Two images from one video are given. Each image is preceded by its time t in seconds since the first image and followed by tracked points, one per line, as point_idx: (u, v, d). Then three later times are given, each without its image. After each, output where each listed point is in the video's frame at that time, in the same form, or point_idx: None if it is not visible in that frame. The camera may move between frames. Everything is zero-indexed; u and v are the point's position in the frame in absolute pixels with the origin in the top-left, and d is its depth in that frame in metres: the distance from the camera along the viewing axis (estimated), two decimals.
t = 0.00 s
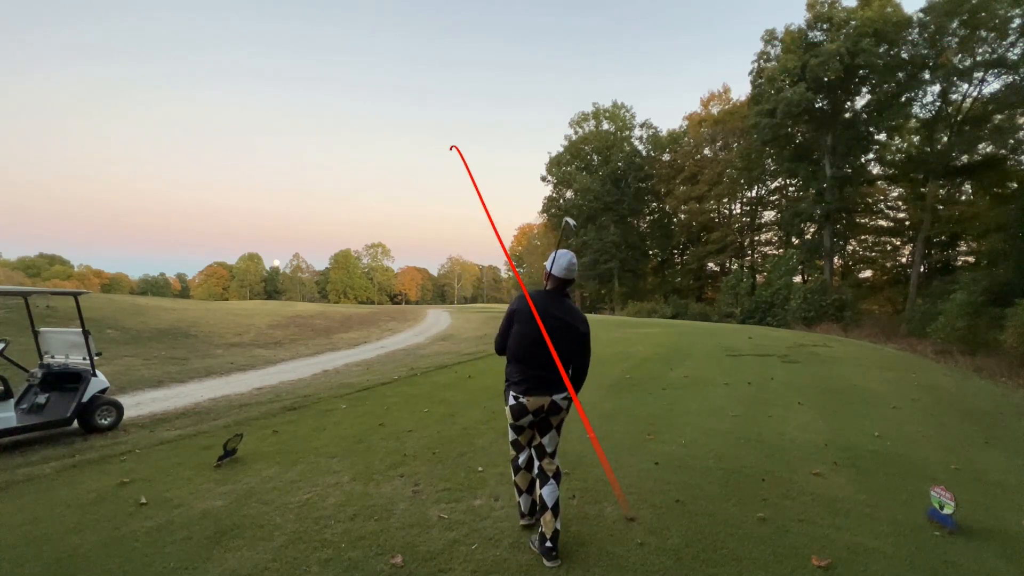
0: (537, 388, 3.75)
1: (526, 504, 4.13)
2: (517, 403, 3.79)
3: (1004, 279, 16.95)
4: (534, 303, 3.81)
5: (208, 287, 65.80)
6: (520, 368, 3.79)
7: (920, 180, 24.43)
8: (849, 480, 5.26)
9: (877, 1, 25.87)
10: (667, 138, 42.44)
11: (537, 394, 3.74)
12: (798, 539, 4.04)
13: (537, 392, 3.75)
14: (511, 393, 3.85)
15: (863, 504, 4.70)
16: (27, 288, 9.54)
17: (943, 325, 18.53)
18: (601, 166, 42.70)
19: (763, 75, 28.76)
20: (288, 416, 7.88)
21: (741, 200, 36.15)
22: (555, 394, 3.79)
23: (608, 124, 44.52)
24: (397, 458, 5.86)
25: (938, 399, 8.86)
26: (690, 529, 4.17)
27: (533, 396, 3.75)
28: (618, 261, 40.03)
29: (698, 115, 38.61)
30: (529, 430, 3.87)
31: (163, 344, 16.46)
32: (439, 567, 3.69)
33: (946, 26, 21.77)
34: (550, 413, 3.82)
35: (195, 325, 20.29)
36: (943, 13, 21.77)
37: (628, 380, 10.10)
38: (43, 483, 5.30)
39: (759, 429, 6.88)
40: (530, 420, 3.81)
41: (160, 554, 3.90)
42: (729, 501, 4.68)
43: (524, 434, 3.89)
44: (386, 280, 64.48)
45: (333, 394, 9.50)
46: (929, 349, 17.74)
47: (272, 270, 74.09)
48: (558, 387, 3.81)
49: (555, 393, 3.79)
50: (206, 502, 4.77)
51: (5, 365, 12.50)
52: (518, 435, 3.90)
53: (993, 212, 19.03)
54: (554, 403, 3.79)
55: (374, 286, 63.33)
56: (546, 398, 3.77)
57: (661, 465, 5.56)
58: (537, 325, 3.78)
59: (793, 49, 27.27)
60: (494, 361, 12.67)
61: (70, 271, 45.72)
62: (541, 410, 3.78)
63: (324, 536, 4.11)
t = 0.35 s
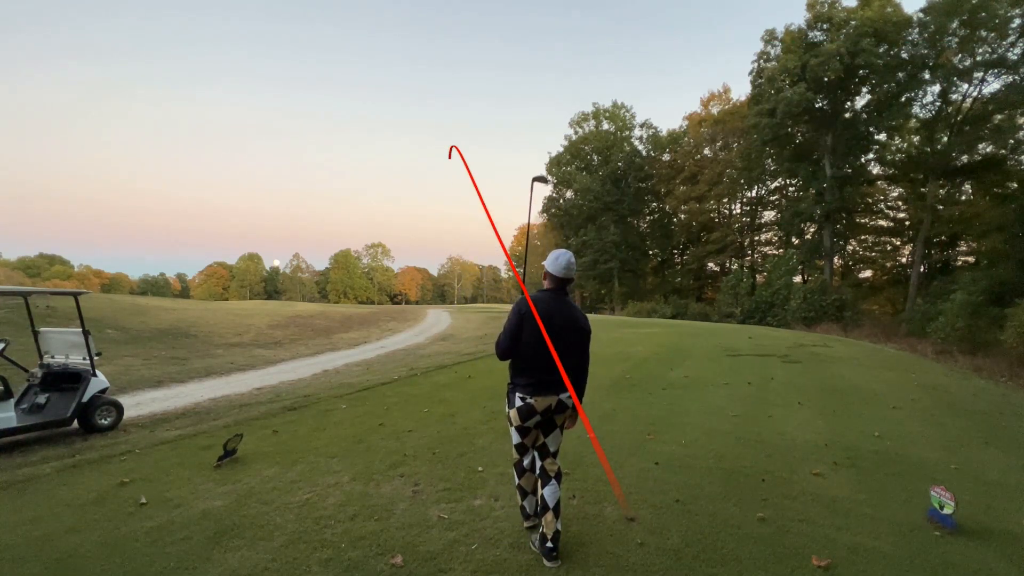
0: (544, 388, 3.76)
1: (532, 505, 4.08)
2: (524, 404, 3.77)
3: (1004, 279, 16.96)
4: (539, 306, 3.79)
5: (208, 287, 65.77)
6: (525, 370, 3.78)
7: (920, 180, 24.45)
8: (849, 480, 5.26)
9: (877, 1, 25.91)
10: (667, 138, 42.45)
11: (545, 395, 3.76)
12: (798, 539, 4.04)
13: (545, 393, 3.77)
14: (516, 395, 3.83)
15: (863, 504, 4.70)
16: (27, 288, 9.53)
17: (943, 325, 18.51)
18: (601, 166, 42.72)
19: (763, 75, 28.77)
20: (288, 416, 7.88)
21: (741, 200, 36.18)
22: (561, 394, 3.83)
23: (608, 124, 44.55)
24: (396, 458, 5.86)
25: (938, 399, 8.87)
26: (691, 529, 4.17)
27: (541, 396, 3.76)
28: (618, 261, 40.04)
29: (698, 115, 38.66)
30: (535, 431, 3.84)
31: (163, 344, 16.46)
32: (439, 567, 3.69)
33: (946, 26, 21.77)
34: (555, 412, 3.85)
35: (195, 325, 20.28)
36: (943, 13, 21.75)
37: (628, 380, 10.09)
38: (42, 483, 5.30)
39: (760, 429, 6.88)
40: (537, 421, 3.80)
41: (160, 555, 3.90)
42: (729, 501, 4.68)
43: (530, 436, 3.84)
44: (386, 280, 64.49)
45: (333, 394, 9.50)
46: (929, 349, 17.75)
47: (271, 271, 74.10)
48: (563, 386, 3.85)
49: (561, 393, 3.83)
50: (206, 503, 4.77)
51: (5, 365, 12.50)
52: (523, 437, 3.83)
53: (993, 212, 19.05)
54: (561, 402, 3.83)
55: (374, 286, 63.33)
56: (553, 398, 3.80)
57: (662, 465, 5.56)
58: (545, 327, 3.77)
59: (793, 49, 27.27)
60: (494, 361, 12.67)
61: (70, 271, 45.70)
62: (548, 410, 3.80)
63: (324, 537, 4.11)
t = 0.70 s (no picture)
0: (543, 386, 3.76)
1: (535, 502, 4.01)
2: (522, 399, 3.78)
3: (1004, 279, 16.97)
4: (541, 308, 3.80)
5: (208, 287, 65.73)
6: (527, 369, 3.77)
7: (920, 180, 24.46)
8: (849, 480, 5.26)
9: (876, 1, 25.93)
10: (667, 138, 42.46)
11: (541, 391, 3.75)
12: (798, 539, 4.04)
13: (542, 390, 3.76)
14: (515, 390, 3.84)
15: (863, 504, 4.70)
16: (27, 288, 9.53)
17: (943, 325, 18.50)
18: (601, 166, 42.72)
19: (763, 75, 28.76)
20: (288, 416, 7.89)
21: (741, 200, 36.19)
22: (560, 391, 3.81)
23: (608, 124, 44.57)
24: (396, 458, 5.87)
25: (938, 399, 8.86)
26: (691, 529, 4.17)
27: (538, 392, 3.76)
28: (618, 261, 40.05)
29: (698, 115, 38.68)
30: (534, 427, 3.86)
31: (163, 344, 16.45)
32: (438, 567, 3.70)
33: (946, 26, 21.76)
34: (553, 409, 3.82)
35: (195, 325, 20.28)
36: (943, 13, 21.75)
37: (627, 380, 10.09)
38: (42, 483, 5.30)
39: (759, 429, 6.89)
40: (535, 417, 3.80)
41: (160, 554, 3.90)
42: (729, 501, 4.68)
43: (529, 432, 3.87)
44: (386, 280, 64.53)
45: (333, 394, 9.51)
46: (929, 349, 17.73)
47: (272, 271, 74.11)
48: (563, 384, 3.83)
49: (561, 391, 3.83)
50: (206, 503, 4.77)
51: (5, 365, 12.51)
52: (522, 432, 3.86)
53: (993, 212, 19.07)
54: (559, 400, 3.81)
55: (374, 286, 63.33)
56: (550, 395, 3.78)
57: (661, 465, 5.56)
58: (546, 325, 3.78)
59: (793, 49, 27.26)
60: (494, 360, 12.68)
61: (69, 271, 45.64)
62: (546, 407, 3.78)
63: (324, 537, 4.11)
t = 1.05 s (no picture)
0: (549, 385, 3.77)
1: (539, 500, 3.87)
2: (525, 396, 3.79)
3: (1004, 279, 16.95)
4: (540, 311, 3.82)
5: (208, 287, 65.69)
6: (533, 372, 3.78)
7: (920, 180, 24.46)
8: (849, 480, 5.26)
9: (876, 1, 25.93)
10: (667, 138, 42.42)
11: (545, 387, 3.76)
12: (798, 539, 4.04)
13: (547, 387, 3.77)
14: (519, 387, 3.85)
15: (864, 504, 4.70)
16: (27, 288, 9.53)
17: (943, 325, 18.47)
18: (601, 166, 42.72)
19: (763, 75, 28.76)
20: (288, 416, 7.88)
21: (741, 200, 36.19)
22: (562, 387, 3.82)
23: (608, 124, 44.58)
24: (396, 458, 5.86)
25: (938, 399, 8.86)
26: (690, 529, 4.16)
27: (541, 389, 3.76)
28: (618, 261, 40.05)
29: (698, 115, 38.68)
30: (537, 425, 3.86)
31: (163, 344, 16.46)
32: (438, 567, 3.69)
33: (946, 26, 21.76)
34: (555, 406, 3.83)
35: (195, 325, 20.27)
36: (943, 13, 21.76)
37: (627, 380, 10.09)
38: (42, 483, 5.30)
39: (759, 429, 6.88)
40: (539, 414, 3.81)
41: (160, 554, 3.90)
42: (729, 502, 4.68)
43: (533, 430, 3.86)
44: (386, 280, 64.55)
45: (333, 393, 9.50)
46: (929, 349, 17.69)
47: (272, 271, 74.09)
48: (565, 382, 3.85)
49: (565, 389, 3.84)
50: (206, 503, 4.77)
51: (5, 365, 12.51)
52: (526, 430, 3.87)
53: (993, 212, 19.10)
54: (560, 395, 3.81)
55: (374, 286, 63.33)
56: (553, 391, 3.79)
57: (661, 465, 5.56)
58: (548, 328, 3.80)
59: (793, 49, 27.24)
60: (494, 361, 12.68)
61: (70, 271, 45.61)
62: (549, 403, 3.79)
63: (324, 537, 4.11)
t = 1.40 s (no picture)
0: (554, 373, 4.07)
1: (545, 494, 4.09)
2: (535, 384, 4.09)
3: (1004, 279, 16.94)
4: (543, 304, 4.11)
5: (208, 287, 65.55)
6: (538, 361, 4.10)
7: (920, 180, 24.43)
8: (849, 480, 5.26)
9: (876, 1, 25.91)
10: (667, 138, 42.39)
11: (551, 375, 4.07)
12: (798, 539, 4.04)
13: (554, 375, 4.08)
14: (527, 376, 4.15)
15: (864, 504, 4.70)
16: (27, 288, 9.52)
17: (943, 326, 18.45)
18: (601, 166, 42.69)
19: (763, 75, 28.75)
20: (288, 416, 7.88)
21: (741, 200, 36.18)
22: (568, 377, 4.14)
23: (608, 124, 44.57)
24: (396, 458, 5.87)
25: (938, 399, 8.85)
26: (690, 529, 4.16)
27: (548, 377, 4.07)
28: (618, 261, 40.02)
29: (698, 115, 38.64)
30: (547, 414, 4.14)
31: (163, 344, 16.44)
32: (438, 567, 3.69)
33: (946, 26, 21.76)
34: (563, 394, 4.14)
35: (195, 325, 20.24)
36: (943, 13, 21.77)
37: (627, 380, 10.09)
38: (42, 484, 5.30)
39: (759, 429, 6.88)
40: (548, 401, 4.11)
41: (160, 555, 3.90)
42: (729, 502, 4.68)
43: (542, 419, 4.12)
44: (386, 280, 64.48)
45: (333, 393, 9.51)
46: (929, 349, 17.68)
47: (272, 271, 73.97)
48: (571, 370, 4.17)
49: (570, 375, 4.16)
50: (206, 503, 4.77)
51: (4, 365, 12.49)
52: (536, 420, 4.11)
53: (993, 212, 19.10)
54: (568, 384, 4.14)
55: (374, 286, 63.25)
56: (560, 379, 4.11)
57: (661, 465, 5.56)
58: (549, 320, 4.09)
59: (793, 49, 27.22)
60: (494, 361, 12.67)
61: (70, 271, 45.41)
62: (557, 391, 4.09)
63: (324, 537, 4.11)
